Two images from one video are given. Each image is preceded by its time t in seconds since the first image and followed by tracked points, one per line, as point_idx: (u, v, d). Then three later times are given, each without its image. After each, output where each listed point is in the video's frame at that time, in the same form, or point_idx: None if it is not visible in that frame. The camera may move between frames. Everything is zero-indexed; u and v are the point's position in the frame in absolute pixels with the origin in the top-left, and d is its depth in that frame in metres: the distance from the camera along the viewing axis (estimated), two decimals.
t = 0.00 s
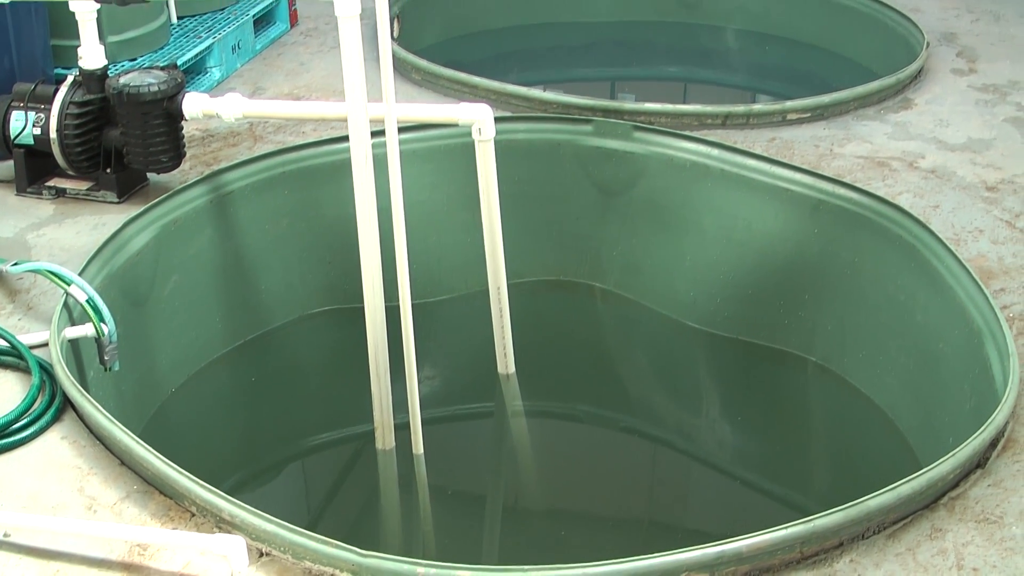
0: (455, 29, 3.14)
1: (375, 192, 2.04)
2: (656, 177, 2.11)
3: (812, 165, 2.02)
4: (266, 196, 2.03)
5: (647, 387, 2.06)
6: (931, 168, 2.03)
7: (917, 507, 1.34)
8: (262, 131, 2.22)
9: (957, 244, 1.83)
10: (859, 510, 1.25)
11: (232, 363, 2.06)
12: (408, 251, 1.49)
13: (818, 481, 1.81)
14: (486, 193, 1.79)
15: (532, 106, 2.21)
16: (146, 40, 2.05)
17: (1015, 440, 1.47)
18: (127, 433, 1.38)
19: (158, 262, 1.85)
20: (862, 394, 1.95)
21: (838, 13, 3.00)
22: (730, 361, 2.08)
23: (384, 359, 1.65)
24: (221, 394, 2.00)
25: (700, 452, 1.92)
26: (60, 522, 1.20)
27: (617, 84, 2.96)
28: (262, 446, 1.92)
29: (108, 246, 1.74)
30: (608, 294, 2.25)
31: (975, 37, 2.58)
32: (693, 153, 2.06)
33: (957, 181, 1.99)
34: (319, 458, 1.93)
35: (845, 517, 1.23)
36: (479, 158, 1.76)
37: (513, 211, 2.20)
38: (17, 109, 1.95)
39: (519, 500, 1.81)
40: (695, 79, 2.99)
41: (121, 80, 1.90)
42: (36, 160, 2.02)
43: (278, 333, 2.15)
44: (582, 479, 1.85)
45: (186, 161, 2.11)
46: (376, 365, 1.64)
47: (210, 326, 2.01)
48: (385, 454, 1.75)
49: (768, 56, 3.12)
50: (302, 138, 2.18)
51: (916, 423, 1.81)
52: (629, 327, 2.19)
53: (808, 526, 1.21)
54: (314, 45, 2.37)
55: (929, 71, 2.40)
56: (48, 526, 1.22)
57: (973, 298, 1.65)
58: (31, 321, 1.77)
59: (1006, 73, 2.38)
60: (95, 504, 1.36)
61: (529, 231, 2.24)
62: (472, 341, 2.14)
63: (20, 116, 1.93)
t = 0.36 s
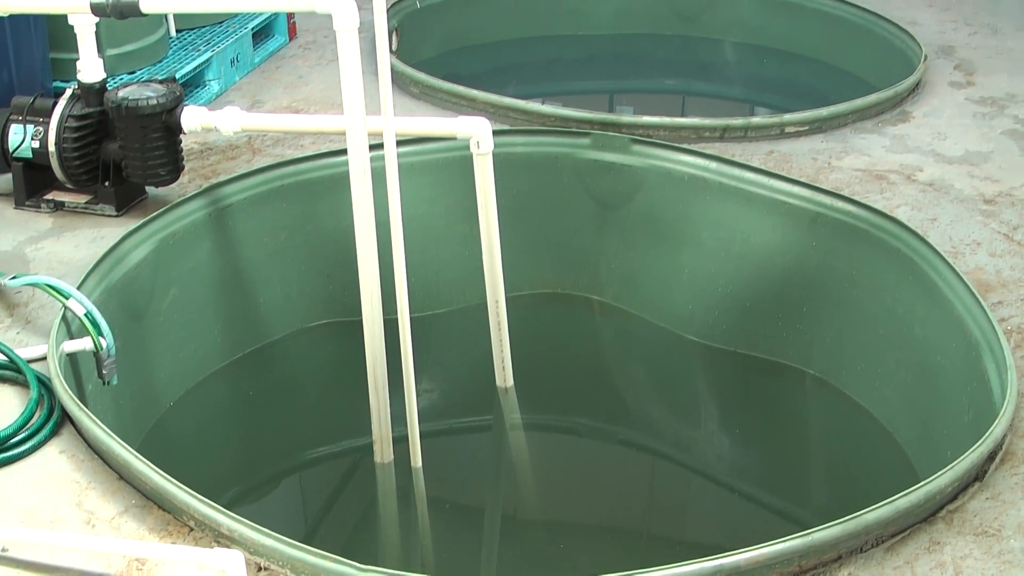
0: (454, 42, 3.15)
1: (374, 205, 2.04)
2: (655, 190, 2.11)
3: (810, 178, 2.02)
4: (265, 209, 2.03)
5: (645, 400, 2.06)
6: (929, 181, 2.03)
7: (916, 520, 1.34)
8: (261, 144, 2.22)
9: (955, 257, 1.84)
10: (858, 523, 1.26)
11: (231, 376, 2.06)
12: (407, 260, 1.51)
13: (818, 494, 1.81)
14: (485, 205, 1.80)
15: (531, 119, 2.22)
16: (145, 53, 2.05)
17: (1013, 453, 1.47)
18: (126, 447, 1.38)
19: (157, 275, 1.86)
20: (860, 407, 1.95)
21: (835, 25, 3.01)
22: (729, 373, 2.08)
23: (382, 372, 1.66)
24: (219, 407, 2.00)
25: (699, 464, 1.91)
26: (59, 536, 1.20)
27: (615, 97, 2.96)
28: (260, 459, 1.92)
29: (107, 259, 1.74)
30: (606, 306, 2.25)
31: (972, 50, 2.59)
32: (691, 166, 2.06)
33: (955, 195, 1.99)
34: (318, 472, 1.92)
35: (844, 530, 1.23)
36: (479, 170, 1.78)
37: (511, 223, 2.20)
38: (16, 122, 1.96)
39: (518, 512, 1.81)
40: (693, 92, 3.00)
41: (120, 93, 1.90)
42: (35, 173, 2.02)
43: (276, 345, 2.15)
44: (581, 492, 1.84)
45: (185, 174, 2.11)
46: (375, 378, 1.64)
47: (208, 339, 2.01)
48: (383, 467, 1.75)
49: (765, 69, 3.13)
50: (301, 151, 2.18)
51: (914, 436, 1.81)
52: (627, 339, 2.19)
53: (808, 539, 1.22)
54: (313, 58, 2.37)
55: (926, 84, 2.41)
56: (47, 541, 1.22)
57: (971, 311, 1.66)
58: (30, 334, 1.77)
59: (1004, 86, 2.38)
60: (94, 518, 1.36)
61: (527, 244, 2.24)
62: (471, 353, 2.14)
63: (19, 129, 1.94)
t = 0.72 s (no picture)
0: (450, 55, 3.15)
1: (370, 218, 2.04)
2: (650, 202, 2.11)
3: (805, 190, 2.02)
4: (260, 223, 2.03)
5: (642, 412, 2.06)
6: (924, 192, 2.03)
7: (912, 532, 1.34)
8: (256, 158, 2.22)
9: (950, 268, 1.84)
10: (854, 535, 1.26)
11: (226, 390, 2.05)
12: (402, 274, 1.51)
13: (815, 506, 1.81)
14: (480, 219, 1.81)
15: (526, 132, 2.22)
16: (140, 67, 2.05)
17: (1009, 464, 1.46)
18: (122, 463, 1.38)
19: (152, 290, 1.86)
20: (857, 418, 1.95)
21: (830, 36, 3.01)
22: (725, 385, 2.08)
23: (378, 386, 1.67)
24: (215, 422, 1.99)
25: (695, 477, 1.91)
26: (55, 551, 1.20)
27: (611, 109, 2.97)
28: (257, 473, 1.92)
29: (102, 274, 1.74)
30: (602, 318, 2.25)
31: (967, 61, 2.59)
32: (686, 178, 2.06)
33: (950, 206, 2.00)
34: (314, 486, 1.92)
35: (840, 541, 1.24)
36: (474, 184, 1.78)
37: (508, 236, 2.20)
38: (11, 137, 1.95)
39: (515, 525, 1.80)
40: (689, 104, 3.00)
41: (115, 108, 1.90)
42: (30, 188, 2.02)
43: (272, 359, 2.14)
44: (578, 505, 1.84)
45: (180, 188, 2.11)
46: (370, 392, 1.64)
47: (203, 354, 2.00)
48: (380, 481, 1.74)
49: (761, 81, 3.13)
50: (295, 165, 2.18)
51: (910, 447, 1.81)
52: (623, 351, 2.19)
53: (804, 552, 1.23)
54: (308, 71, 2.37)
55: (921, 96, 2.41)
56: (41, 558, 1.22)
57: (967, 323, 1.66)
58: (25, 349, 1.77)
59: (999, 97, 2.39)
60: (89, 534, 1.35)
61: (523, 256, 2.23)
62: (467, 366, 2.14)
63: (14, 143, 1.93)
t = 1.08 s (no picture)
0: (444, 69, 3.16)
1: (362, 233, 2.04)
2: (642, 216, 2.11)
3: (797, 205, 2.02)
4: (252, 238, 2.03)
5: (635, 426, 2.05)
6: (916, 206, 2.04)
7: (905, 548, 1.34)
8: (248, 173, 2.22)
9: (942, 282, 1.84)
10: (848, 551, 1.27)
11: (219, 405, 2.05)
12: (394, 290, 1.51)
13: (808, 520, 1.80)
14: (472, 233, 1.81)
15: (518, 147, 2.22)
16: (133, 82, 2.06)
17: (1002, 479, 1.46)
18: (114, 479, 1.38)
19: (144, 305, 1.86)
20: (850, 433, 1.94)
21: (822, 50, 3.01)
22: (718, 400, 2.07)
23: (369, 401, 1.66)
24: (207, 437, 1.99)
25: (688, 491, 1.90)
26: (46, 569, 1.19)
27: (603, 123, 2.97)
28: (249, 488, 1.91)
29: (94, 290, 1.74)
30: (595, 333, 2.25)
31: (959, 75, 2.60)
32: (679, 193, 2.07)
33: (942, 220, 2.00)
34: (306, 501, 1.91)
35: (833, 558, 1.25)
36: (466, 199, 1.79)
37: (501, 249, 2.20)
38: (3, 152, 1.95)
39: (508, 539, 1.79)
40: (680, 118, 3.00)
41: (108, 123, 1.90)
42: (22, 204, 2.03)
43: (264, 374, 2.14)
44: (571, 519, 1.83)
45: (173, 204, 2.11)
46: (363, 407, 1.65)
47: (195, 370, 2.00)
48: (373, 496, 1.74)
49: (754, 95, 3.14)
50: (288, 180, 2.18)
51: (904, 461, 1.81)
52: (616, 366, 2.18)
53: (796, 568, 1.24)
54: (300, 86, 2.38)
55: (913, 109, 2.41)
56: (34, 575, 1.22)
57: (959, 338, 1.66)
58: (17, 365, 1.76)
59: (990, 110, 2.39)
60: (81, 551, 1.35)
61: (516, 270, 2.23)
62: (460, 380, 2.13)
63: (6, 159, 1.93)
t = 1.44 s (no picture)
0: (445, 81, 3.17)
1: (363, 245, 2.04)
2: (643, 229, 2.12)
3: (798, 218, 2.02)
4: (253, 251, 2.04)
5: (635, 439, 2.05)
6: (917, 220, 2.04)
7: (905, 562, 1.34)
8: (250, 185, 2.23)
9: (943, 296, 1.84)
10: (848, 565, 1.27)
11: (219, 417, 2.05)
12: (395, 304, 1.52)
13: (809, 533, 1.79)
14: (473, 247, 1.81)
15: (520, 160, 2.22)
16: (135, 95, 2.06)
17: (1003, 493, 1.46)
18: (115, 491, 1.39)
19: (145, 318, 1.86)
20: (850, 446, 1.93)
21: (823, 63, 3.01)
22: (719, 413, 2.06)
23: (370, 414, 1.67)
24: (207, 448, 1.99)
25: (689, 503, 1.89)
26: None
27: (605, 135, 2.97)
28: (249, 499, 1.91)
29: (95, 303, 1.75)
30: (596, 346, 2.24)
31: (959, 88, 2.61)
32: (679, 206, 2.07)
33: (943, 234, 2.00)
34: (306, 513, 1.90)
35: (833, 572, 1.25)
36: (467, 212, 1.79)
37: (502, 261, 2.20)
38: (5, 164, 1.96)
39: (508, 551, 1.79)
40: (682, 130, 2.99)
41: (109, 136, 1.91)
42: (24, 216, 2.03)
43: (264, 387, 2.14)
44: (571, 532, 1.83)
45: (174, 216, 2.12)
46: (364, 419, 1.66)
47: (195, 382, 2.00)
48: (373, 508, 1.74)
49: (755, 108, 3.13)
50: (289, 193, 2.19)
51: (905, 475, 1.80)
52: (617, 379, 2.18)
53: None
54: (302, 99, 2.38)
55: (914, 123, 2.42)
56: None
57: (959, 352, 1.67)
58: (18, 377, 1.76)
59: (991, 124, 2.40)
60: (81, 563, 1.35)
61: (517, 284, 2.23)
62: (460, 393, 2.13)
63: (8, 171, 1.94)
